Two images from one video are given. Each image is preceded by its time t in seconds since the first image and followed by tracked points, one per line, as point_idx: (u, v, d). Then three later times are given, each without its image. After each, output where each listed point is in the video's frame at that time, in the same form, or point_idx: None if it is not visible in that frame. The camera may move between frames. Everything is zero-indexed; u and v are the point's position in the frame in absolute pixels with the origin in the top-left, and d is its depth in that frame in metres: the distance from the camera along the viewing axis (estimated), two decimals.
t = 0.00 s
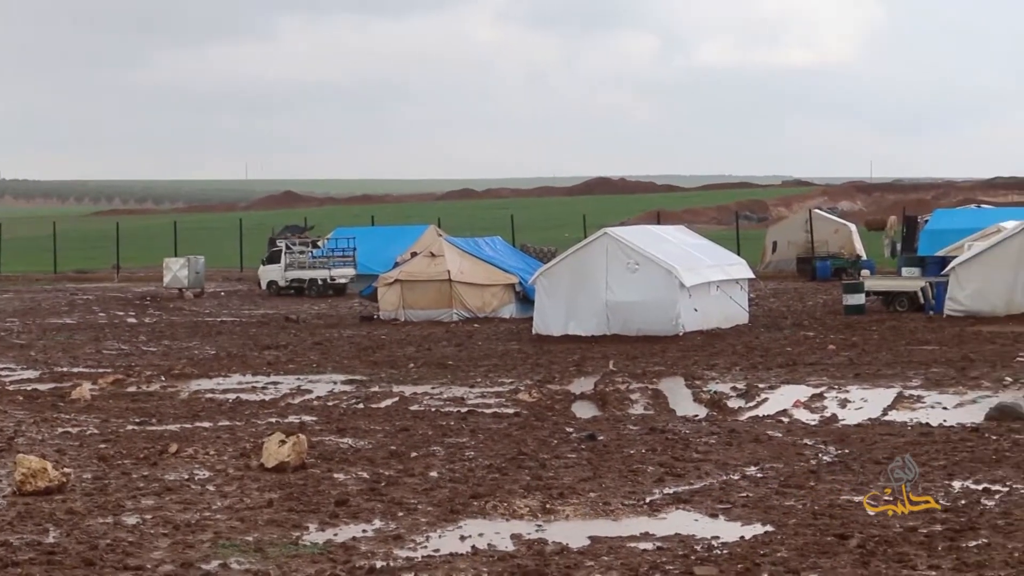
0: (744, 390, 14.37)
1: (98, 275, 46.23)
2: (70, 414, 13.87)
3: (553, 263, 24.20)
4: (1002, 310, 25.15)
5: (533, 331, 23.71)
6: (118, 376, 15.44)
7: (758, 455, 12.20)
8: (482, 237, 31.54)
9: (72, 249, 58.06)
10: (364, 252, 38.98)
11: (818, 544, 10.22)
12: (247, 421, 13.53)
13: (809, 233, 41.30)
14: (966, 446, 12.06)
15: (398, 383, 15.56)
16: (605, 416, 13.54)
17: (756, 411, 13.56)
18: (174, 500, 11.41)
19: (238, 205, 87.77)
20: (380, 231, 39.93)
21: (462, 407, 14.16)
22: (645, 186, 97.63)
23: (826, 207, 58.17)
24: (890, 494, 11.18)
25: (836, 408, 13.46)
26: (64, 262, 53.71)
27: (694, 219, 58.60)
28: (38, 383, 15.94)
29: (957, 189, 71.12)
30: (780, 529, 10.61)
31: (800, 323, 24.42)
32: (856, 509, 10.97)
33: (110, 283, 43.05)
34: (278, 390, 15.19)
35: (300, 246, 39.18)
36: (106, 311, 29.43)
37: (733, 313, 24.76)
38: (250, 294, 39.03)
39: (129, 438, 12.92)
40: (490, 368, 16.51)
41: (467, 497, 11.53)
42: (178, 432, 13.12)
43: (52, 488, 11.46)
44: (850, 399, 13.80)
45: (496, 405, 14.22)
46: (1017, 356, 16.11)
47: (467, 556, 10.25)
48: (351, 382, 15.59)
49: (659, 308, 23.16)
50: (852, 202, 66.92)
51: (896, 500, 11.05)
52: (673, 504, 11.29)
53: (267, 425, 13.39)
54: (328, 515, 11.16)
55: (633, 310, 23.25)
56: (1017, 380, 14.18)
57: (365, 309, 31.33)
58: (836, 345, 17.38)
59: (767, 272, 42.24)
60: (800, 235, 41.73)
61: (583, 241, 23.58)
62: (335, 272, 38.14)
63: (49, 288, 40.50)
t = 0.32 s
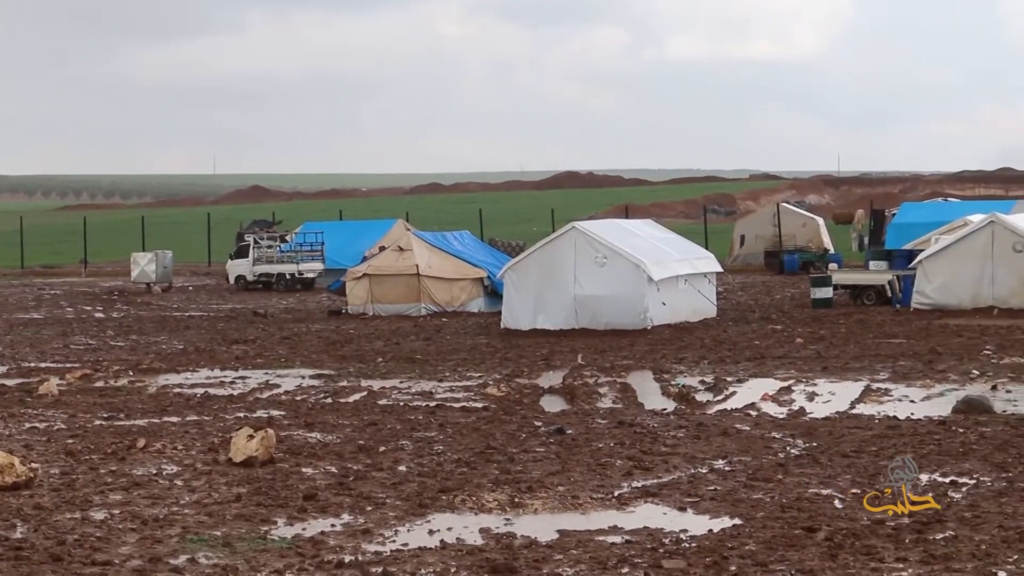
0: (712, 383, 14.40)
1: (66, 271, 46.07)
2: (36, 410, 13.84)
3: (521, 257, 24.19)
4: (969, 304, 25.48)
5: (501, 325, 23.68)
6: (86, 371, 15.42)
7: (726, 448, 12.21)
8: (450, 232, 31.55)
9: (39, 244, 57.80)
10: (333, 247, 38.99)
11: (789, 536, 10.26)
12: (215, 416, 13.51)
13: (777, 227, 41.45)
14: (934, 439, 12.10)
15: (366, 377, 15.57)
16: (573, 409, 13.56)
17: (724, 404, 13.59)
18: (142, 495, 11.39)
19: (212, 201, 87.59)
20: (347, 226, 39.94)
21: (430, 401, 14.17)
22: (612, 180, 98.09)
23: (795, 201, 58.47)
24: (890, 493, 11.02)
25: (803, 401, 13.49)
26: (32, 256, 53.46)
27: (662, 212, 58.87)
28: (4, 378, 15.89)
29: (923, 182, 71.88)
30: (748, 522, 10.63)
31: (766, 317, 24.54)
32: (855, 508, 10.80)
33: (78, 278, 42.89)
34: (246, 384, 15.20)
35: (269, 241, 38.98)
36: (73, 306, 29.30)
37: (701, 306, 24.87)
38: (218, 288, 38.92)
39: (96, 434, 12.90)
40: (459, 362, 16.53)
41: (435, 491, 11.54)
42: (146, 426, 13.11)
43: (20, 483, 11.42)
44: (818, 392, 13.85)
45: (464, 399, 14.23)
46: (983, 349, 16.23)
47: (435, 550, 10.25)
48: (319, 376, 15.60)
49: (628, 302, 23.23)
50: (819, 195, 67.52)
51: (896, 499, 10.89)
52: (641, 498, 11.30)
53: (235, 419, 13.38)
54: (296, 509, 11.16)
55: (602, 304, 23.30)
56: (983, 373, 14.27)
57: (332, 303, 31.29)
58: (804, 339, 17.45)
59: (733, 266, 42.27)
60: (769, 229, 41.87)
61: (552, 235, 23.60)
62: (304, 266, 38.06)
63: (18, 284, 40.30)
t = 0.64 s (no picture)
0: (678, 375, 14.44)
1: (31, 264, 45.89)
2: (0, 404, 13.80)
3: (488, 249, 24.22)
4: (934, 295, 25.85)
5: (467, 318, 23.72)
6: (52, 365, 15.41)
7: (692, 440, 12.24)
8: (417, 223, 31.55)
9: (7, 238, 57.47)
10: (298, 241, 38.87)
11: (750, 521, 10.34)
12: (181, 409, 13.51)
13: (742, 218, 42.24)
14: (899, 429, 12.14)
15: (333, 370, 15.58)
16: (540, 402, 13.58)
17: (690, 396, 13.62)
18: (108, 489, 11.37)
19: (182, 195, 87.35)
20: (314, 218, 39.95)
21: (397, 394, 14.17)
22: (577, 172, 98.42)
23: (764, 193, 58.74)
24: (890, 493, 10.81)
25: (769, 392, 13.53)
26: None
27: (629, 205, 59.19)
28: None
29: (888, 172, 72.46)
30: (715, 514, 10.66)
31: (732, 309, 24.63)
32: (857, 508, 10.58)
33: (44, 272, 42.76)
34: (212, 377, 15.20)
35: (234, 234, 39.00)
36: (39, 300, 29.17)
37: (667, 298, 24.93)
38: (185, 282, 38.84)
39: (62, 428, 12.88)
40: (426, 355, 16.55)
41: (402, 483, 11.54)
42: (112, 420, 13.09)
43: None
44: (784, 383, 13.90)
45: (431, 391, 14.24)
46: (948, 340, 16.35)
47: (401, 543, 10.25)
48: (285, 369, 15.60)
49: (594, 294, 23.21)
50: (786, 188, 68.00)
51: (896, 499, 10.70)
52: (608, 489, 11.31)
53: (201, 413, 13.37)
54: (262, 502, 11.15)
55: (567, 296, 23.31)
56: (948, 364, 14.38)
57: (297, 296, 31.29)
58: (770, 330, 17.53)
59: (700, 258, 42.76)
60: (734, 221, 42.57)
61: (518, 227, 23.64)
62: (269, 259, 38.10)
63: None
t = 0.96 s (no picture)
0: (647, 367, 14.50)
1: None
2: None
3: (457, 242, 24.20)
4: (903, 286, 26.05)
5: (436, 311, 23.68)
6: (20, 361, 15.40)
7: (662, 432, 12.25)
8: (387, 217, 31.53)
9: None
10: (268, 234, 38.98)
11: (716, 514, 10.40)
12: (150, 404, 13.51)
13: (711, 211, 42.21)
14: (869, 421, 12.18)
15: (302, 364, 15.60)
16: (510, 395, 13.59)
17: (659, 388, 13.67)
18: (77, 484, 11.34)
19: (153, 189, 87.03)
20: (285, 212, 39.85)
21: (366, 387, 14.19)
22: (547, 165, 98.63)
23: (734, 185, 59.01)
24: (890, 493, 10.60)
25: (738, 384, 13.59)
26: None
27: (597, 198, 59.55)
28: None
29: (856, 164, 72.84)
30: (684, 506, 10.67)
31: (700, 301, 24.69)
32: (855, 508, 10.41)
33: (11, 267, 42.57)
34: (182, 371, 15.21)
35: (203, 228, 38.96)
36: (9, 295, 29.02)
37: (636, 290, 25.01)
38: (154, 276, 38.74)
39: (30, 423, 12.87)
40: (395, 348, 16.58)
41: (371, 477, 11.53)
42: (81, 415, 13.09)
43: None
44: (752, 375, 13.97)
45: (400, 384, 14.26)
46: (916, 331, 16.49)
47: (371, 536, 10.24)
48: (255, 363, 15.62)
49: (563, 287, 23.28)
50: (755, 181, 68.36)
51: (897, 499, 10.47)
52: (578, 482, 11.32)
53: (170, 407, 13.37)
54: (232, 497, 11.13)
55: (537, 289, 23.37)
56: (916, 355, 14.48)
57: (265, 290, 31.24)
58: (739, 322, 17.63)
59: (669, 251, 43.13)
60: (703, 213, 42.66)
61: (487, 220, 23.63)
62: (239, 253, 38.00)
63: None
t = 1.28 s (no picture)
0: (616, 360, 14.60)
1: None
2: None
3: (424, 236, 24.18)
4: (869, 278, 26.17)
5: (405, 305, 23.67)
6: None
7: (630, 425, 12.28)
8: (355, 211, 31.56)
9: None
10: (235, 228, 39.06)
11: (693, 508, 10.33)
12: (117, 399, 13.51)
13: (679, 204, 42.48)
14: (836, 413, 12.23)
15: (270, 358, 15.64)
16: (477, 388, 13.64)
17: (627, 380, 13.75)
18: (44, 480, 11.30)
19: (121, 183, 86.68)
20: (252, 207, 39.85)
21: (334, 380, 14.23)
22: (512, 158, 99.02)
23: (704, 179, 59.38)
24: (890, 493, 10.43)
25: (706, 376, 13.68)
26: None
27: (564, 191, 59.88)
28: None
29: (822, 156, 73.34)
30: (652, 499, 10.67)
31: (667, 294, 24.78)
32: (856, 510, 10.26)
33: None
34: (149, 366, 15.24)
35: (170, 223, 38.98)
36: None
37: (604, 284, 25.10)
38: (120, 271, 38.71)
39: None
40: (363, 342, 16.64)
41: (339, 471, 11.52)
42: (47, 410, 13.07)
43: None
44: (720, 367, 14.08)
45: (369, 378, 14.31)
46: (883, 323, 16.69)
47: (339, 530, 10.23)
48: (222, 358, 15.66)
49: (531, 281, 23.29)
50: (722, 173, 68.86)
51: (896, 499, 10.30)
52: (546, 475, 11.32)
53: (138, 402, 13.38)
54: (199, 491, 11.11)
55: (504, 282, 23.40)
56: (883, 348, 14.63)
57: (234, 284, 31.21)
58: (706, 315, 17.77)
59: (637, 243, 43.38)
60: (670, 206, 42.94)
61: (454, 215, 23.63)
62: (206, 248, 37.96)
63: None
